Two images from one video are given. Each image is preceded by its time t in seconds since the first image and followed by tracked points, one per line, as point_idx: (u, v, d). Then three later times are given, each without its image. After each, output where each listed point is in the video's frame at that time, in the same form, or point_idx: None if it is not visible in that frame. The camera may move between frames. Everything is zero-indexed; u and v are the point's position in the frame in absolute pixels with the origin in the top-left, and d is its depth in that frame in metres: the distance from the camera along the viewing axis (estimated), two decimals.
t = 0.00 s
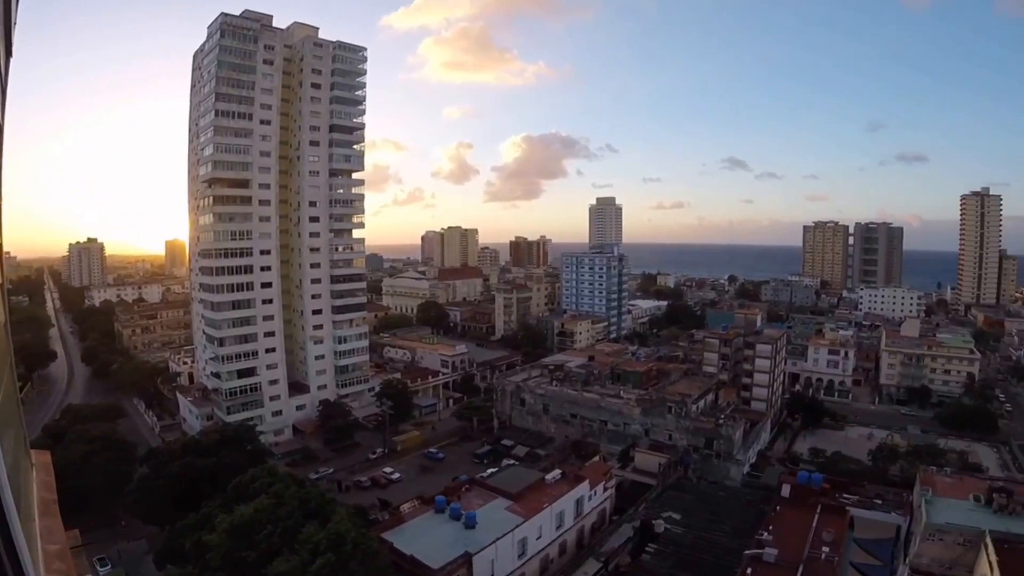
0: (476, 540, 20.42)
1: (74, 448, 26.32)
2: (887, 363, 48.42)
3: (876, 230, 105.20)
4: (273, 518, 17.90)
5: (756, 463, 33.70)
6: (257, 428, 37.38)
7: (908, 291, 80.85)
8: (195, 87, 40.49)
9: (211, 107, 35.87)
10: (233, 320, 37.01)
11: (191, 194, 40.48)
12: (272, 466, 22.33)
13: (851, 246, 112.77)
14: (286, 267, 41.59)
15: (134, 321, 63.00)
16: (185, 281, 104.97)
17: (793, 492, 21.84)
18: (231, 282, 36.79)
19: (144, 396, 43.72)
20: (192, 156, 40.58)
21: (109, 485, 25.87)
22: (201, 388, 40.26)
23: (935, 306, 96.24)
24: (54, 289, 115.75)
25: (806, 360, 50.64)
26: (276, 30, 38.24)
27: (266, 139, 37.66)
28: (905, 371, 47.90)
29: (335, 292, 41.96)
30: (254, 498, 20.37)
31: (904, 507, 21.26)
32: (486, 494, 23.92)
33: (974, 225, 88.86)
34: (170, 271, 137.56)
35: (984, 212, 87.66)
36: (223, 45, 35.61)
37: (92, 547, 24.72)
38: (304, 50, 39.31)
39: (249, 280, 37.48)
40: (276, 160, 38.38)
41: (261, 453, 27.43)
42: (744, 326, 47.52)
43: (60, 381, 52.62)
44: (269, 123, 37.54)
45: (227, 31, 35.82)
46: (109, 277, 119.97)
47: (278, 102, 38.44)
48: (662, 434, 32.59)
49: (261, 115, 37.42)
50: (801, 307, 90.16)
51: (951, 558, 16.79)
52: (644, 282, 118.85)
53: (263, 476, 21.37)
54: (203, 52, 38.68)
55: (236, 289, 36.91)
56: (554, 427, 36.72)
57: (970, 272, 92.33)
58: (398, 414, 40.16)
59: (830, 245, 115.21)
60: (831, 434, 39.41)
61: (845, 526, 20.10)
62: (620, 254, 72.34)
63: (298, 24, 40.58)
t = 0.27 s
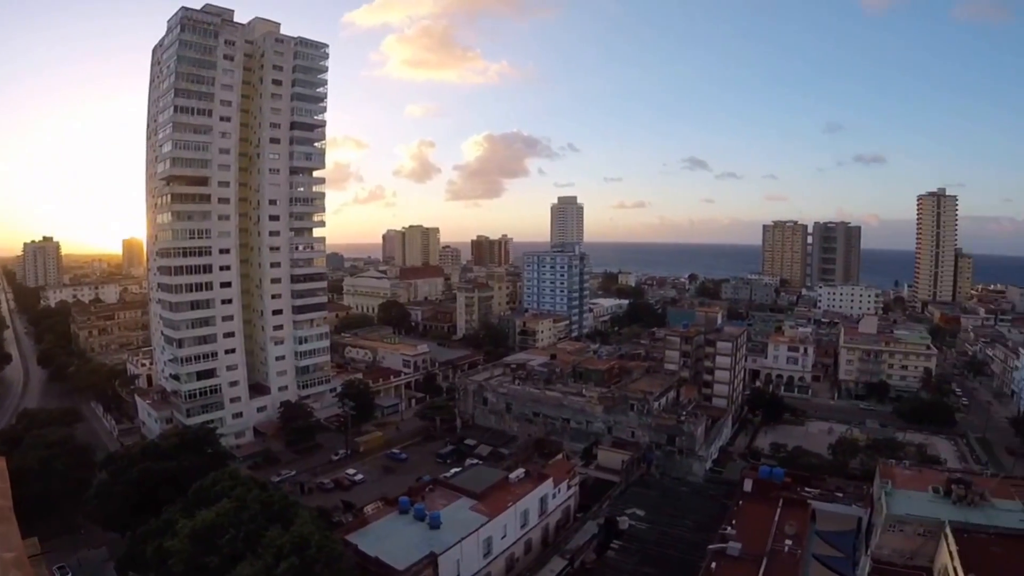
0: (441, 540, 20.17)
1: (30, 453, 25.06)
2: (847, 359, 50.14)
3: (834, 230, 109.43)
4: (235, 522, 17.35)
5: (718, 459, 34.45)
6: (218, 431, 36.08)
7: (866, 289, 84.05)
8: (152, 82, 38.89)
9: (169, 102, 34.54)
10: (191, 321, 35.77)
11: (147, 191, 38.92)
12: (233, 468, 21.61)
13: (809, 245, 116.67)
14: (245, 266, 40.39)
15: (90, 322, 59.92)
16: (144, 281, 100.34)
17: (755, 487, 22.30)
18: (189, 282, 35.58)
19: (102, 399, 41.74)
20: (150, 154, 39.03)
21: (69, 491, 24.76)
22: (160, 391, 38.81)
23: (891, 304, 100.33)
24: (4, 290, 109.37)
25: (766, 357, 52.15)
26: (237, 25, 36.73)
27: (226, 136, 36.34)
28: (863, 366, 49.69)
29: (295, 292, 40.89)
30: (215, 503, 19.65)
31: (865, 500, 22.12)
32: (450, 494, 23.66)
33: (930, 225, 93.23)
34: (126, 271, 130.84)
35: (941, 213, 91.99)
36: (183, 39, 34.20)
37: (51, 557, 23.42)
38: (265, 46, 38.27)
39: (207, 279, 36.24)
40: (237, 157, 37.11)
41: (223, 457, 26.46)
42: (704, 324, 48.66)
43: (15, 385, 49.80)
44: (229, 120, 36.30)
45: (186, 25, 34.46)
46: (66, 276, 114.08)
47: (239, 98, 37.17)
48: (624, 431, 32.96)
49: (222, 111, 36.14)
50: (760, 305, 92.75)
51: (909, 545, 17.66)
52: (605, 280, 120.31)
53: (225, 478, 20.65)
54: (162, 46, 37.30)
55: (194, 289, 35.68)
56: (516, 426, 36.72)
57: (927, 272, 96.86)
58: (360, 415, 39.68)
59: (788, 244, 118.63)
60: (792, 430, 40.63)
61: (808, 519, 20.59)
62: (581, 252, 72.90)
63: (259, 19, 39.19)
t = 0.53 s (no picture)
0: (407, 540, 19.89)
1: None
2: (807, 354, 51.83)
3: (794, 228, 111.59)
4: (197, 527, 16.89)
5: (681, 454, 35.07)
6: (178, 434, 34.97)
7: (824, 286, 86.70)
8: (112, 76, 37.26)
9: (128, 97, 33.21)
10: (149, 322, 34.52)
11: (105, 190, 37.52)
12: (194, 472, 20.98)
13: (769, 244, 120.24)
14: (204, 266, 39.22)
15: (49, 323, 56.94)
16: (103, 282, 95.12)
17: (718, 481, 22.87)
18: (147, 282, 34.31)
19: (58, 402, 39.69)
20: (107, 150, 37.42)
21: (28, 498, 23.70)
22: (120, 394, 37.31)
23: (849, 300, 103.81)
24: None
25: (728, 353, 53.32)
26: (199, 19, 35.57)
27: (186, 133, 35.08)
28: (823, 361, 51.42)
29: (255, 292, 39.59)
30: (177, 507, 19.07)
31: (825, 492, 22.83)
32: (414, 495, 23.36)
33: (889, 223, 96.46)
34: (81, 271, 123.34)
35: (899, 211, 95.11)
36: (143, 33, 33.13)
37: (10, 566, 22.19)
38: (226, 41, 36.92)
39: (166, 279, 34.99)
40: (196, 155, 35.82)
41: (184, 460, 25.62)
42: (665, 321, 49.62)
43: None
44: (189, 116, 35.00)
45: (147, 19, 33.23)
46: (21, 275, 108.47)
47: (200, 94, 35.87)
48: (588, 429, 33.10)
49: (182, 108, 34.79)
50: (721, 302, 95.11)
51: (865, 532, 18.55)
52: (567, 279, 121.31)
53: (186, 482, 20.17)
54: (122, 40, 35.86)
55: (152, 289, 34.41)
56: (480, 425, 36.63)
57: (883, 268, 100.87)
58: (323, 416, 38.84)
59: (749, 242, 122.27)
60: (754, 424, 41.74)
61: (771, 513, 21.12)
62: (542, 251, 73.26)
63: (221, 15, 37.96)
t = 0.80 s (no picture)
0: (373, 541, 19.56)
1: None
2: (768, 350, 53.36)
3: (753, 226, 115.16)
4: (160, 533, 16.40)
5: (645, 450, 35.54)
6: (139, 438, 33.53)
7: (784, 283, 89.28)
8: (69, 71, 35.38)
9: (85, 93, 31.93)
10: (108, 323, 32.98)
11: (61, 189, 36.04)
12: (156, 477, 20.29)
13: (730, 242, 123.40)
14: (163, 265, 37.96)
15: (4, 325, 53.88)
16: (60, 281, 90.56)
17: (682, 476, 23.17)
18: (105, 282, 32.77)
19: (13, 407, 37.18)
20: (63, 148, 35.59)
21: None
22: (77, 397, 35.48)
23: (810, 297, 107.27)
24: None
25: (689, 350, 54.31)
26: (159, 13, 34.26)
27: (145, 129, 33.74)
28: (783, 356, 53.06)
29: (216, 291, 38.29)
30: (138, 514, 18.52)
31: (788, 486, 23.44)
32: (379, 495, 22.97)
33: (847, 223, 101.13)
34: (42, 271, 119.26)
35: (856, 210, 99.85)
36: (103, 27, 31.71)
37: None
38: (186, 35, 35.66)
39: (124, 279, 33.49)
40: (156, 152, 34.41)
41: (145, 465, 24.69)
42: (626, 319, 50.40)
43: None
44: (149, 112, 33.69)
45: (107, 12, 31.81)
46: None
47: (159, 90, 34.55)
48: (552, 426, 33.09)
49: (141, 103, 33.55)
50: (682, 299, 97.11)
51: (824, 525, 19.33)
52: (530, 277, 121.74)
53: (148, 488, 19.52)
54: (79, 34, 34.36)
55: (110, 290, 32.89)
56: (444, 424, 36.35)
57: (841, 265, 104.67)
58: (286, 418, 37.62)
59: (710, 240, 125.31)
60: (716, 419, 42.75)
61: (735, 506, 21.56)
62: (505, 249, 73.25)
63: (182, 8, 36.42)
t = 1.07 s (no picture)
0: (339, 544, 19.19)
1: None
2: (729, 347, 54.62)
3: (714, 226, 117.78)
4: (122, 540, 15.65)
5: (610, 447, 35.92)
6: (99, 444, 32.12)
7: (744, 281, 91.55)
8: (28, 66, 33.96)
9: (42, 86, 30.60)
10: (66, 326, 31.57)
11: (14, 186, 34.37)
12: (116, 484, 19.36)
13: (690, 241, 125.89)
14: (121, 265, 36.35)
15: None
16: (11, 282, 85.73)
17: (646, 473, 23.77)
18: (62, 283, 31.29)
19: None
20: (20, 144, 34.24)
21: None
22: (35, 403, 34.00)
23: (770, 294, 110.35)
24: None
25: (651, 347, 55.24)
26: (119, 7, 32.97)
27: (104, 126, 32.42)
28: (744, 352, 54.17)
29: (175, 292, 36.90)
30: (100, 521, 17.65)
31: (750, 479, 24.10)
32: (344, 496, 22.49)
33: (806, 222, 104.53)
34: None
35: (815, 209, 102.82)
36: (62, 20, 30.58)
37: None
38: (146, 30, 34.23)
39: (82, 279, 32.04)
40: (114, 149, 33.10)
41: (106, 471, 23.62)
42: (588, 317, 51.01)
43: None
44: (107, 108, 32.42)
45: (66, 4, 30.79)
46: None
47: (119, 85, 33.24)
48: (516, 425, 33.22)
49: (100, 99, 32.34)
50: (644, 297, 98.76)
51: (790, 515, 20.02)
52: (492, 276, 121.61)
53: (109, 494, 18.70)
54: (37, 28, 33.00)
55: (68, 291, 31.42)
56: (408, 424, 36.01)
57: (801, 263, 108.02)
58: (248, 420, 36.51)
59: (672, 239, 127.63)
60: (680, 415, 43.60)
61: (699, 499, 22.05)
62: (467, 248, 72.93)
63: (142, 2, 34.99)
